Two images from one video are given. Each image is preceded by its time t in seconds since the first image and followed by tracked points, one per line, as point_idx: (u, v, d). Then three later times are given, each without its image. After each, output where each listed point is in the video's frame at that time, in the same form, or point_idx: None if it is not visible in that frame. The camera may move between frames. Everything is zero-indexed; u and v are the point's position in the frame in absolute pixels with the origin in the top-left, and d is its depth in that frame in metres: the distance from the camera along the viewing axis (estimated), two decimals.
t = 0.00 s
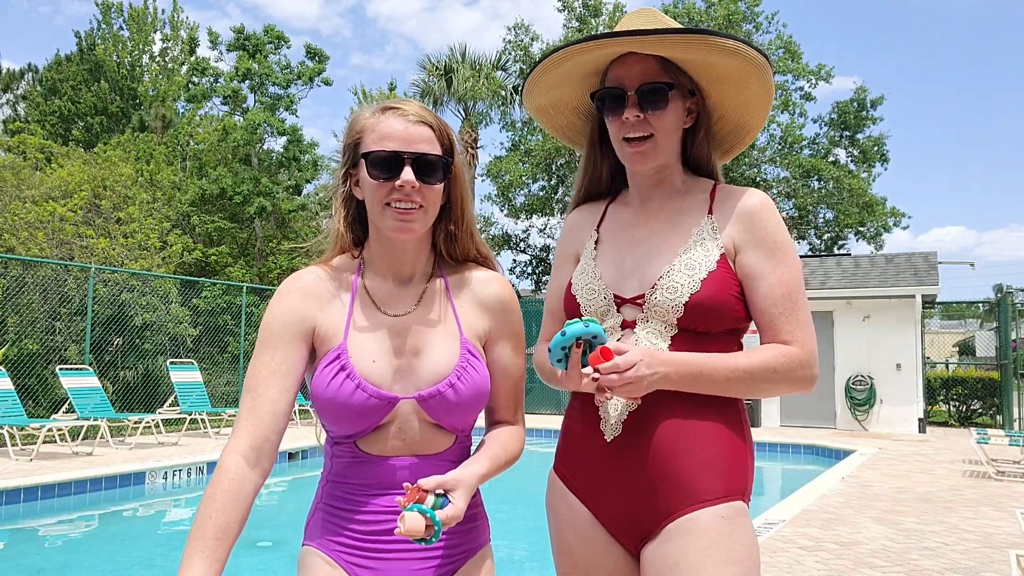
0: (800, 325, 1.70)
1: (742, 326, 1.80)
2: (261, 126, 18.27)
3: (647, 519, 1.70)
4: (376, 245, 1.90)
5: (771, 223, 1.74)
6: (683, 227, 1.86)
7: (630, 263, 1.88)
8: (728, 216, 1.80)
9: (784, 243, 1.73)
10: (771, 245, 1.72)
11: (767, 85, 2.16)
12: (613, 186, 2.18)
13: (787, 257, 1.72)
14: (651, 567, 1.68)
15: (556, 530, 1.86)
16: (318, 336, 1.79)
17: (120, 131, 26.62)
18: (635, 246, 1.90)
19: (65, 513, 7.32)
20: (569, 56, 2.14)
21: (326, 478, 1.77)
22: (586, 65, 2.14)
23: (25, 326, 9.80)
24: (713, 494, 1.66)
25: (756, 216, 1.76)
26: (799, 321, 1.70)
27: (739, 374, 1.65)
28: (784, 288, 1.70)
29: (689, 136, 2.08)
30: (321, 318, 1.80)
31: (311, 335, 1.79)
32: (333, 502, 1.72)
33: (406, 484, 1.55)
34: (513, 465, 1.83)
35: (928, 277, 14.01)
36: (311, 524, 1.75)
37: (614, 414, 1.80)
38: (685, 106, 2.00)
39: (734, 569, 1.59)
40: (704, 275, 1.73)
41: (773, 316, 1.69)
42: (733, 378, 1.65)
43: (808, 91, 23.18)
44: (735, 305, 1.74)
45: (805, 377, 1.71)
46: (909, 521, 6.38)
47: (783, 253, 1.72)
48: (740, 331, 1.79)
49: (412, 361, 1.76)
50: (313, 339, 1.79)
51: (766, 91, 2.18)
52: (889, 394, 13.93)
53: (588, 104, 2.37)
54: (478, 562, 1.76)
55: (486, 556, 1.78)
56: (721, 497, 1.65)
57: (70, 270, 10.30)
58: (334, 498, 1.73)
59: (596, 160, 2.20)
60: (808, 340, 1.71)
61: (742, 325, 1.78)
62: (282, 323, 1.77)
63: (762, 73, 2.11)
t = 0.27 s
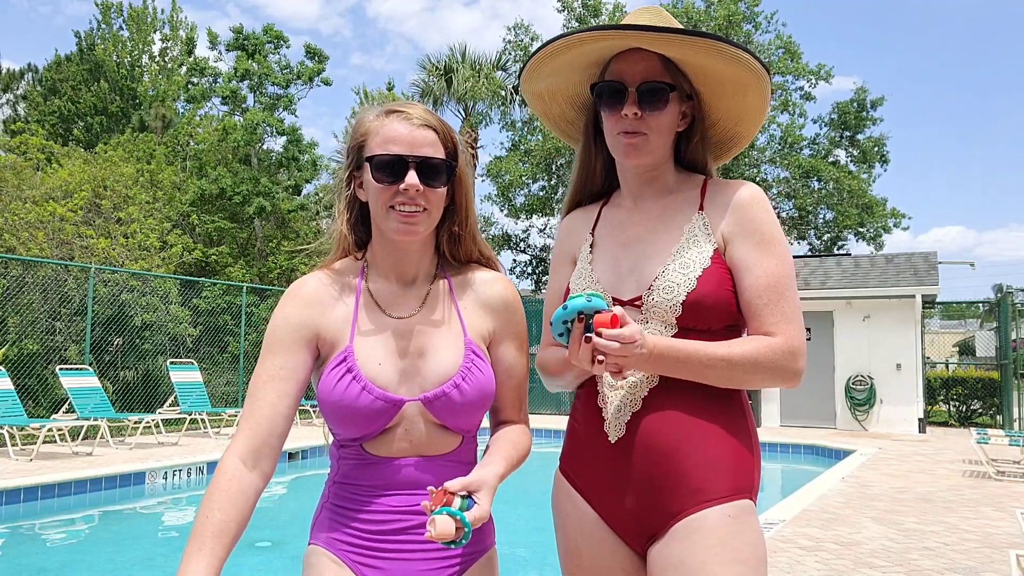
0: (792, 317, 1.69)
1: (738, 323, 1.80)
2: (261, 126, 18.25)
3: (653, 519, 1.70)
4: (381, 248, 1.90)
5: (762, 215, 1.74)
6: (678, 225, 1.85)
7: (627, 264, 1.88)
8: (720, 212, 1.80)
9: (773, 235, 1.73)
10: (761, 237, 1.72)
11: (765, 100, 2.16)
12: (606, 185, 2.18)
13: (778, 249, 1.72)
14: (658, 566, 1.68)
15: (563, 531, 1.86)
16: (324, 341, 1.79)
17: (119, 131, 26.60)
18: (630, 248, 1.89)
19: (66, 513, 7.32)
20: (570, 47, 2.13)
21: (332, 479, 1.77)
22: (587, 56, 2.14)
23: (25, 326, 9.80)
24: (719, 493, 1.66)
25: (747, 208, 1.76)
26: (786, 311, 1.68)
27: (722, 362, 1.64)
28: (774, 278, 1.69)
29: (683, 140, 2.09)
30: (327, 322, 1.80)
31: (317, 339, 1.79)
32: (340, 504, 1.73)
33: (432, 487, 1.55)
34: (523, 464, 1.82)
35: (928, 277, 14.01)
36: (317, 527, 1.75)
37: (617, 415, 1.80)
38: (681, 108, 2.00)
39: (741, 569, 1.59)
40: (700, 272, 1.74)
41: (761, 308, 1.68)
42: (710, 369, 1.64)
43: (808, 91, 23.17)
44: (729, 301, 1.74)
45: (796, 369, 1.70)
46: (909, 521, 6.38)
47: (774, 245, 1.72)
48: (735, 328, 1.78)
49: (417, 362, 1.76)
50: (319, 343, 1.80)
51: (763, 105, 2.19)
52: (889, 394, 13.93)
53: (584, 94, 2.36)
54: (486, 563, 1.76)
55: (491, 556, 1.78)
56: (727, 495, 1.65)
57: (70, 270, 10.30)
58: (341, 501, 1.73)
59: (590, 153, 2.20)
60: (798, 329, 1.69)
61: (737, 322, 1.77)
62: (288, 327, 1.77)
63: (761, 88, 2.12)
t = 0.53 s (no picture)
0: (791, 315, 1.69)
1: (738, 322, 1.79)
2: (261, 126, 18.25)
3: (655, 518, 1.70)
4: (384, 249, 1.90)
5: (761, 212, 1.74)
6: (676, 225, 1.85)
7: (625, 264, 1.88)
8: (718, 209, 1.80)
9: (773, 233, 1.72)
10: (759, 235, 1.72)
11: (762, 103, 2.17)
12: (604, 186, 2.18)
13: (777, 247, 1.72)
14: (660, 567, 1.68)
15: (564, 531, 1.86)
16: (327, 336, 1.79)
17: (119, 131, 26.59)
18: (629, 249, 1.89)
19: (65, 513, 7.32)
20: (568, 50, 2.13)
21: (328, 478, 1.77)
22: (586, 60, 2.13)
23: (26, 326, 9.80)
24: (721, 492, 1.65)
25: (745, 206, 1.76)
26: (787, 309, 1.68)
27: (722, 362, 1.64)
28: (773, 275, 1.69)
29: (682, 140, 2.09)
30: (328, 320, 1.80)
31: (320, 336, 1.79)
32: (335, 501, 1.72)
33: (440, 492, 1.55)
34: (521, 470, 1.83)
35: (928, 277, 14.01)
36: (313, 524, 1.74)
37: (619, 416, 1.80)
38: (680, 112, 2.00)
39: (743, 569, 1.59)
40: (699, 270, 1.74)
41: (761, 305, 1.68)
42: (712, 367, 1.64)
43: (808, 91, 23.18)
44: (730, 299, 1.74)
45: (796, 366, 1.69)
46: (909, 521, 6.38)
47: (773, 243, 1.72)
48: (735, 327, 1.78)
49: (415, 361, 1.76)
50: (323, 339, 1.80)
51: (759, 108, 2.19)
52: (889, 394, 13.93)
53: (581, 92, 2.35)
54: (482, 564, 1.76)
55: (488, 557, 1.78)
56: (729, 496, 1.65)
57: (70, 270, 10.29)
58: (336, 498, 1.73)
59: (588, 153, 2.20)
60: (798, 326, 1.69)
61: (737, 321, 1.77)
62: (290, 323, 1.76)
63: (759, 92, 2.13)
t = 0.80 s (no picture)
0: (796, 316, 1.69)
1: (741, 324, 1.79)
2: (261, 126, 18.25)
3: (657, 519, 1.70)
4: (389, 249, 1.90)
5: (765, 212, 1.74)
6: (679, 225, 1.85)
7: (628, 265, 1.88)
8: (722, 208, 1.80)
9: (777, 232, 1.72)
10: (763, 235, 1.72)
11: (764, 102, 2.18)
12: (606, 186, 2.18)
13: (781, 247, 1.71)
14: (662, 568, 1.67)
15: (565, 532, 1.86)
16: (325, 337, 1.79)
17: (119, 131, 26.58)
18: (631, 249, 1.89)
19: (66, 513, 7.32)
20: (569, 52, 2.13)
21: (326, 478, 1.77)
22: (587, 61, 2.12)
23: (26, 326, 9.80)
24: (723, 493, 1.65)
25: (749, 205, 1.76)
26: (791, 311, 1.68)
27: (726, 362, 1.64)
28: (777, 276, 1.69)
29: (684, 139, 2.09)
30: (329, 319, 1.80)
31: (319, 336, 1.79)
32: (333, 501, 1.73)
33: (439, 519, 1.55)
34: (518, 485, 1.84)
35: (928, 277, 14.01)
36: (312, 523, 1.75)
37: (622, 417, 1.80)
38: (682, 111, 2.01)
39: (745, 569, 1.58)
40: (704, 271, 1.73)
41: (765, 305, 1.68)
42: (716, 367, 1.64)
43: (808, 92, 23.18)
44: (733, 300, 1.74)
45: (800, 367, 1.69)
46: (909, 521, 6.38)
47: (777, 243, 1.71)
48: (738, 329, 1.78)
49: (416, 361, 1.76)
50: (322, 339, 1.79)
51: (761, 106, 2.20)
52: (889, 394, 13.93)
53: (581, 93, 2.35)
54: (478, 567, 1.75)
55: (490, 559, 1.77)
56: (731, 496, 1.65)
57: (70, 269, 10.29)
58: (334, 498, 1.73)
59: (589, 154, 2.20)
60: (802, 329, 1.69)
61: (740, 324, 1.78)
62: (292, 324, 1.77)
63: (761, 90, 2.13)
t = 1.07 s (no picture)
0: (798, 314, 1.68)
1: (744, 322, 1.79)
2: (261, 126, 18.25)
3: (659, 518, 1.70)
4: (387, 248, 1.90)
5: (766, 210, 1.74)
6: (681, 224, 1.85)
7: (630, 265, 1.88)
8: (724, 206, 1.80)
9: (779, 229, 1.72)
10: (765, 232, 1.72)
11: (765, 94, 2.19)
12: (609, 186, 2.17)
13: (783, 244, 1.71)
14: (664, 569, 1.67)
15: (567, 532, 1.86)
16: (327, 342, 1.79)
17: (119, 130, 26.59)
18: (633, 248, 1.89)
19: (66, 513, 7.32)
20: (568, 52, 2.12)
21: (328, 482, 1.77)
22: (586, 61, 2.12)
23: (25, 326, 9.79)
24: (726, 494, 1.65)
25: (751, 203, 1.76)
26: (794, 309, 1.68)
27: (728, 362, 1.64)
28: (779, 274, 1.68)
29: (686, 135, 2.09)
30: (329, 325, 1.80)
31: (321, 342, 1.79)
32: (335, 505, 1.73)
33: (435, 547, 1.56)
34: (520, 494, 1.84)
35: (928, 277, 14.01)
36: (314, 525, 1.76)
37: (623, 417, 1.79)
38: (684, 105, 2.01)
39: (747, 569, 1.58)
40: (706, 270, 1.73)
41: (768, 303, 1.68)
42: (717, 366, 1.64)
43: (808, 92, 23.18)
44: (736, 298, 1.73)
45: (802, 364, 1.68)
46: (909, 521, 6.38)
47: (779, 240, 1.71)
48: (740, 327, 1.78)
49: (415, 364, 1.76)
50: (324, 344, 1.80)
51: (760, 99, 2.21)
52: (889, 394, 13.93)
53: (580, 94, 2.35)
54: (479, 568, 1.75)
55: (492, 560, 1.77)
56: (734, 497, 1.65)
57: (70, 269, 10.29)
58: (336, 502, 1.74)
59: (591, 153, 2.20)
60: (804, 327, 1.69)
61: (742, 324, 1.78)
62: (293, 332, 1.78)
63: (761, 82, 2.14)
